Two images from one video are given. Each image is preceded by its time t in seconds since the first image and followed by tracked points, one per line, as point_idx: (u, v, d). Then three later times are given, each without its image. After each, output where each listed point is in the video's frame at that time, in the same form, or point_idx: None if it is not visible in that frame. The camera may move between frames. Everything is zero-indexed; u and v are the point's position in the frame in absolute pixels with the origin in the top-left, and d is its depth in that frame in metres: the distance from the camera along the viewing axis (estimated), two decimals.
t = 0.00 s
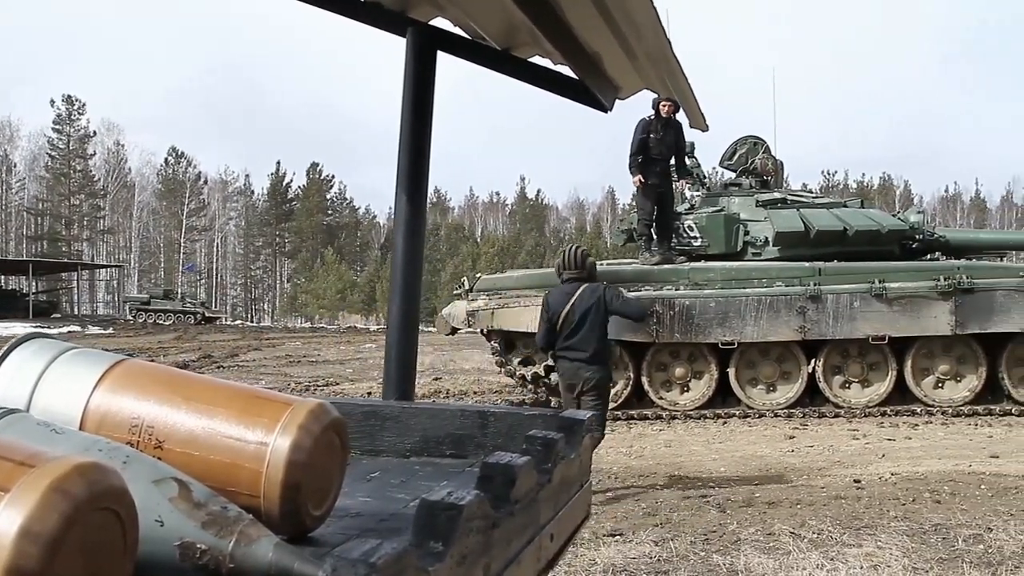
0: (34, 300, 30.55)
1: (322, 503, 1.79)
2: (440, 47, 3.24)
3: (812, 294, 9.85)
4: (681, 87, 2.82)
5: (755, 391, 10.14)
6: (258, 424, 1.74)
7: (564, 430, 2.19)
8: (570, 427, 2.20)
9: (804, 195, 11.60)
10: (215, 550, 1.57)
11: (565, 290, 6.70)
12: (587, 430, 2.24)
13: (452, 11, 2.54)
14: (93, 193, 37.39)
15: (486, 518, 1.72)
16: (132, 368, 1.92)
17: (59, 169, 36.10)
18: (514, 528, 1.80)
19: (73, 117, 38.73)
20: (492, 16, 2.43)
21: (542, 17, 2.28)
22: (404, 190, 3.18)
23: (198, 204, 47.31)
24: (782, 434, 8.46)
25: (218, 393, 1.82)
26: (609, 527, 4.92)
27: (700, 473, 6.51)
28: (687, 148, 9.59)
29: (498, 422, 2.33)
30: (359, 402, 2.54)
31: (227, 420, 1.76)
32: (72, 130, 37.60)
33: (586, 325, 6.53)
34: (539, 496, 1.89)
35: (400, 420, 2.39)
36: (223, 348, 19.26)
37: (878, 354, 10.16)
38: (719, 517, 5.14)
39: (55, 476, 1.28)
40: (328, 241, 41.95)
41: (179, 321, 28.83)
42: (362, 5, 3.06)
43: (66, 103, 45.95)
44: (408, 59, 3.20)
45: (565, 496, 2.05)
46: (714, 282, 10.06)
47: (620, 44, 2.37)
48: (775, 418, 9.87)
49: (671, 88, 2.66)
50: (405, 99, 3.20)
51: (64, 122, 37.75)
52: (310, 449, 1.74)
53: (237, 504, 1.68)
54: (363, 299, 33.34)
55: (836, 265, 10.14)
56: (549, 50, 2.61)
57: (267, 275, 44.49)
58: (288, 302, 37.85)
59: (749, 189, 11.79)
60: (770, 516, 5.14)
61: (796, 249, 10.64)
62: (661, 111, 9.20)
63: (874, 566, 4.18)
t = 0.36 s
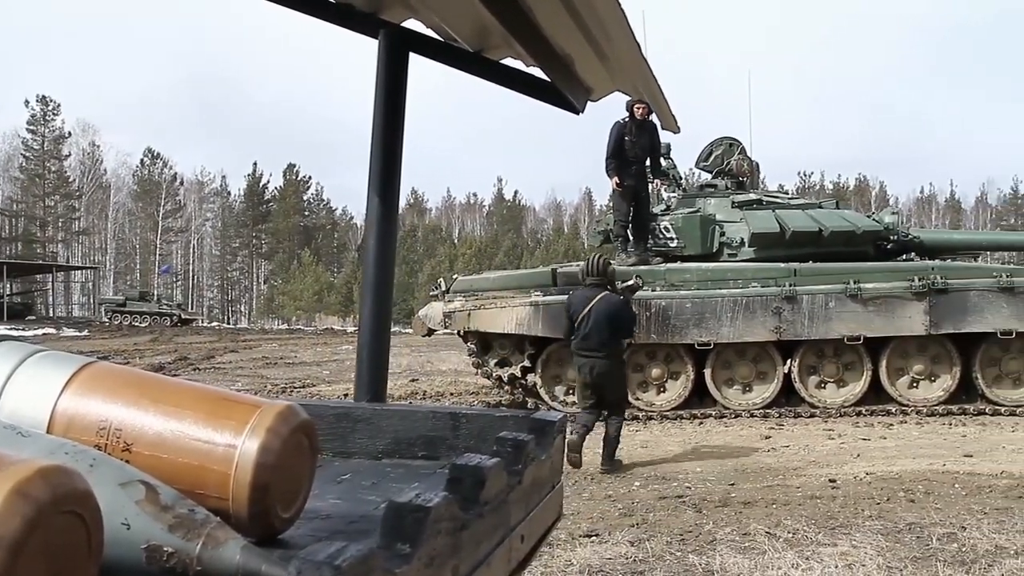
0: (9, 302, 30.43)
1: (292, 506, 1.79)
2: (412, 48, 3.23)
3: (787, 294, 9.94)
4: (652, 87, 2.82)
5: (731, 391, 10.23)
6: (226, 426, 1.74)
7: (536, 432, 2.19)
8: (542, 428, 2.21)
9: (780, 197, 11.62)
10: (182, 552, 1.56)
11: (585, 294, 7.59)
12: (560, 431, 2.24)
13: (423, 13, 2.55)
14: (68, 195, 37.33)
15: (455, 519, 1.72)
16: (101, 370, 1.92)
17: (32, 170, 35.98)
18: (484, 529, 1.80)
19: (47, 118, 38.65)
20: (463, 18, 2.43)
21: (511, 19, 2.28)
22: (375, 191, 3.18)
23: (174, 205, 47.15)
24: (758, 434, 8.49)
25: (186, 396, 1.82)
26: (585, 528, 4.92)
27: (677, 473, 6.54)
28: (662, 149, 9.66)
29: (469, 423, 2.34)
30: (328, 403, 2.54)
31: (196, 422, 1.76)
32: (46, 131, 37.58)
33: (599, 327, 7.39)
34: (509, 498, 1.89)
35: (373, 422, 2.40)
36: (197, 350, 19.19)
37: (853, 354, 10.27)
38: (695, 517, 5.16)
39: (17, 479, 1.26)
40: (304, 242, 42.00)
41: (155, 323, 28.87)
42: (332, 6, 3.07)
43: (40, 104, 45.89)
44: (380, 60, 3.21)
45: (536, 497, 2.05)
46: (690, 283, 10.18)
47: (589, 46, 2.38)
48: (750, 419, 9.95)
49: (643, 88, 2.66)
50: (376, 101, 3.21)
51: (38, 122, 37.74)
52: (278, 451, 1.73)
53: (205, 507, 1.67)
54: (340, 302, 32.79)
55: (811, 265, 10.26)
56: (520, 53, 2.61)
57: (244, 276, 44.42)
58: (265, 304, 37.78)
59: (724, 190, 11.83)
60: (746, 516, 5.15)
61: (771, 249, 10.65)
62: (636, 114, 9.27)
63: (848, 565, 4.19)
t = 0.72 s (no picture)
0: None
1: (255, 508, 1.79)
2: (379, 49, 3.25)
3: (760, 294, 10.08)
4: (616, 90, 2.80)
5: (705, 391, 10.39)
6: (188, 429, 1.74)
7: (502, 432, 2.21)
8: (508, 429, 2.22)
9: (753, 198, 11.66)
10: (141, 556, 1.56)
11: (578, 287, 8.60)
12: (526, 431, 2.26)
13: (389, 11, 2.54)
14: (40, 197, 37.18)
15: (417, 520, 1.72)
16: (65, 373, 1.92)
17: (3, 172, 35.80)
18: (447, 530, 1.80)
19: (19, 119, 38.51)
20: (428, 16, 2.43)
21: (474, 19, 2.26)
22: (342, 194, 3.20)
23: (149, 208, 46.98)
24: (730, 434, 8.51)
25: (149, 399, 1.82)
26: (559, 529, 4.93)
27: (651, 473, 6.56)
28: (634, 153, 9.58)
29: (437, 423, 2.34)
30: (295, 405, 2.54)
31: (157, 424, 1.76)
32: (17, 133, 37.44)
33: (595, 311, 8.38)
34: (474, 499, 1.90)
35: (340, 424, 2.40)
36: (171, 353, 19.12)
37: (826, 354, 10.39)
38: (669, 517, 5.17)
39: None
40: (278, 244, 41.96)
41: (129, 325, 28.87)
42: (299, 7, 3.11)
43: (13, 106, 45.74)
44: (347, 60, 3.22)
45: (503, 498, 2.06)
46: (663, 283, 10.35)
47: (554, 45, 2.36)
48: (723, 417, 10.08)
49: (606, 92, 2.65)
50: (342, 102, 3.22)
51: (10, 123, 37.60)
52: (240, 453, 1.73)
53: (166, 510, 1.67)
54: (315, 302, 33.19)
55: (784, 265, 10.37)
56: (486, 54, 2.59)
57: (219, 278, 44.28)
58: (239, 306, 37.69)
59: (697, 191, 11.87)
60: (719, 516, 5.16)
61: (744, 249, 10.69)
62: (608, 119, 9.15)
63: (820, 564, 4.20)
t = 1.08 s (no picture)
0: None
1: (218, 509, 1.79)
2: (346, 47, 3.28)
3: (732, 294, 10.13)
4: (582, 90, 2.80)
5: (677, 390, 10.41)
6: (150, 430, 1.73)
7: (468, 432, 2.25)
8: (474, 429, 2.26)
9: (726, 199, 11.71)
10: (101, 557, 1.56)
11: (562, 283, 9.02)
12: (492, 431, 2.29)
13: (356, 9, 2.54)
14: (11, 196, 36.89)
15: (380, 521, 1.71)
16: (27, 373, 1.91)
17: None
18: (412, 530, 1.80)
19: None
20: (394, 14, 2.43)
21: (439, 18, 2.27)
22: (308, 193, 3.23)
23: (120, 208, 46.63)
24: (704, 434, 8.52)
25: (111, 400, 1.82)
26: (532, 529, 4.93)
27: (623, 473, 6.58)
28: (606, 157, 9.70)
29: (404, 423, 2.36)
30: (258, 406, 2.53)
31: (120, 426, 1.76)
32: None
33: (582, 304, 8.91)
34: (440, 499, 1.91)
35: (306, 424, 2.40)
36: (143, 354, 18.98)
37: (798, 354, 10.50)
38: (642, 517, 5.18)
39: None
40: (252, 245, 41.80)
41: (101, 326, 28.72)
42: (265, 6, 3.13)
43: None
44: (313, 59, 3.24)
45: (469, 498, 2.08)
46: (636, 283, 10.39)
47: (520, 45, 2.37)
48: (697, 417, 10.15)
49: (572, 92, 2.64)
50: (309, 101, 3.23)
51: None
52: (202, 454, 1.73)
53: (128, 512, 1.67)
54: (289, 302, 33.15)
55: (756, 265, 10.44)
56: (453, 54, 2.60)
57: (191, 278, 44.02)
58: (213, 306, 37.53)
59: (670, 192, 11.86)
60: (691, 515, 5.17)
61: (717, 250, 10.71)
62: (580, 124, 9.32)
63: (792, 562, 4.21)
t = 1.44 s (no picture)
0: None
1: (172, 511, 1.78)
2: (308, 46, 3.29)
3: (696, 293, 10.21)
4: (542, 90, 2.81)
5: (642, 390, 10.50)
6: (104, 429, 1.72)
7: (428, 431, 2.26)
8: (434, 428, 2.27)
9: (689, 198, 11.78)
10: (52, 559, 1.54)
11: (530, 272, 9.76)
12: (452, 431, 2.31)
13: (315, 8, 2.55)
14: None
15: (335, 521, 1.70)
16: None
17: None
18: (369, 530, 1.80)
19: None
20: (352, 12, 2.43)
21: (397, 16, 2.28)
22: (268, 192, 3.25)
23: (81, 206, 46.04)
24: (668, 433, 8.54)
25: (65, 400, 1.81)
26: (496, 528, 4.94)
27: (587, 472, 6.60)
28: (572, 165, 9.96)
29: (362, 423, 2.37)
30: (216, 405, 2.53)
31: (73, 426, 1.75)
32: None
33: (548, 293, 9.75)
34: (398, 499, 1.91)
35: (265, 424, 2.40)
36: (105, 354, 18.77)
37: (761, 353, 10.57)
38: (606, 516, 5.20)
39: None
40: (217, 244, 41.46)
41: (63, 326, 28.43)
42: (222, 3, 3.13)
43: None
44: (274, 58, 3.24)
45: (427, 498, 2.09)
46: (600, 282, 10.39)
47: (477, 41, 2.38)
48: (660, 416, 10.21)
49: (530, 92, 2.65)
50: (269, 100, 3.24)
51: None
52: (157, 454, 1.73)
53: (82, 514, 1.66)
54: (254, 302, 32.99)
55: (719, 265, 10.50)
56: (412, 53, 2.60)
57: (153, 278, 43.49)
58: (177, 305, 37.22)
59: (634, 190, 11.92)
60: (654, 514, 5.20)
61: (680, 249, 10.77)
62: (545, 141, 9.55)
63: (754, 561, 4.24)
